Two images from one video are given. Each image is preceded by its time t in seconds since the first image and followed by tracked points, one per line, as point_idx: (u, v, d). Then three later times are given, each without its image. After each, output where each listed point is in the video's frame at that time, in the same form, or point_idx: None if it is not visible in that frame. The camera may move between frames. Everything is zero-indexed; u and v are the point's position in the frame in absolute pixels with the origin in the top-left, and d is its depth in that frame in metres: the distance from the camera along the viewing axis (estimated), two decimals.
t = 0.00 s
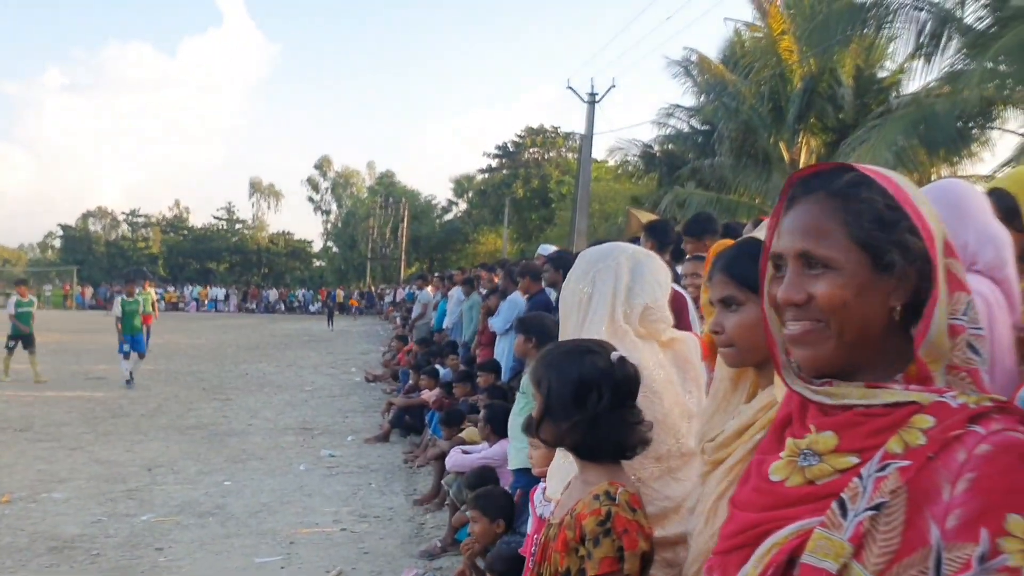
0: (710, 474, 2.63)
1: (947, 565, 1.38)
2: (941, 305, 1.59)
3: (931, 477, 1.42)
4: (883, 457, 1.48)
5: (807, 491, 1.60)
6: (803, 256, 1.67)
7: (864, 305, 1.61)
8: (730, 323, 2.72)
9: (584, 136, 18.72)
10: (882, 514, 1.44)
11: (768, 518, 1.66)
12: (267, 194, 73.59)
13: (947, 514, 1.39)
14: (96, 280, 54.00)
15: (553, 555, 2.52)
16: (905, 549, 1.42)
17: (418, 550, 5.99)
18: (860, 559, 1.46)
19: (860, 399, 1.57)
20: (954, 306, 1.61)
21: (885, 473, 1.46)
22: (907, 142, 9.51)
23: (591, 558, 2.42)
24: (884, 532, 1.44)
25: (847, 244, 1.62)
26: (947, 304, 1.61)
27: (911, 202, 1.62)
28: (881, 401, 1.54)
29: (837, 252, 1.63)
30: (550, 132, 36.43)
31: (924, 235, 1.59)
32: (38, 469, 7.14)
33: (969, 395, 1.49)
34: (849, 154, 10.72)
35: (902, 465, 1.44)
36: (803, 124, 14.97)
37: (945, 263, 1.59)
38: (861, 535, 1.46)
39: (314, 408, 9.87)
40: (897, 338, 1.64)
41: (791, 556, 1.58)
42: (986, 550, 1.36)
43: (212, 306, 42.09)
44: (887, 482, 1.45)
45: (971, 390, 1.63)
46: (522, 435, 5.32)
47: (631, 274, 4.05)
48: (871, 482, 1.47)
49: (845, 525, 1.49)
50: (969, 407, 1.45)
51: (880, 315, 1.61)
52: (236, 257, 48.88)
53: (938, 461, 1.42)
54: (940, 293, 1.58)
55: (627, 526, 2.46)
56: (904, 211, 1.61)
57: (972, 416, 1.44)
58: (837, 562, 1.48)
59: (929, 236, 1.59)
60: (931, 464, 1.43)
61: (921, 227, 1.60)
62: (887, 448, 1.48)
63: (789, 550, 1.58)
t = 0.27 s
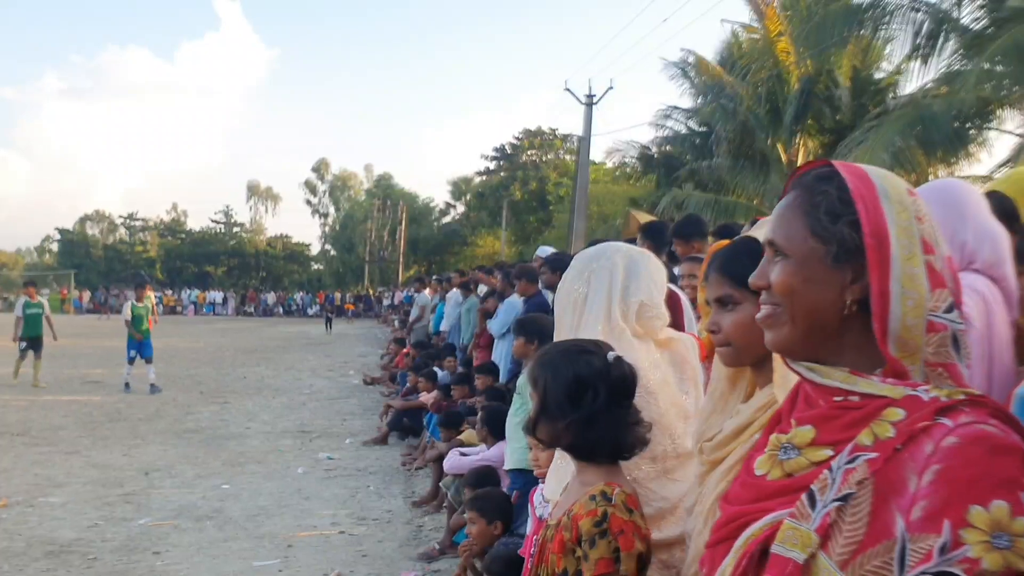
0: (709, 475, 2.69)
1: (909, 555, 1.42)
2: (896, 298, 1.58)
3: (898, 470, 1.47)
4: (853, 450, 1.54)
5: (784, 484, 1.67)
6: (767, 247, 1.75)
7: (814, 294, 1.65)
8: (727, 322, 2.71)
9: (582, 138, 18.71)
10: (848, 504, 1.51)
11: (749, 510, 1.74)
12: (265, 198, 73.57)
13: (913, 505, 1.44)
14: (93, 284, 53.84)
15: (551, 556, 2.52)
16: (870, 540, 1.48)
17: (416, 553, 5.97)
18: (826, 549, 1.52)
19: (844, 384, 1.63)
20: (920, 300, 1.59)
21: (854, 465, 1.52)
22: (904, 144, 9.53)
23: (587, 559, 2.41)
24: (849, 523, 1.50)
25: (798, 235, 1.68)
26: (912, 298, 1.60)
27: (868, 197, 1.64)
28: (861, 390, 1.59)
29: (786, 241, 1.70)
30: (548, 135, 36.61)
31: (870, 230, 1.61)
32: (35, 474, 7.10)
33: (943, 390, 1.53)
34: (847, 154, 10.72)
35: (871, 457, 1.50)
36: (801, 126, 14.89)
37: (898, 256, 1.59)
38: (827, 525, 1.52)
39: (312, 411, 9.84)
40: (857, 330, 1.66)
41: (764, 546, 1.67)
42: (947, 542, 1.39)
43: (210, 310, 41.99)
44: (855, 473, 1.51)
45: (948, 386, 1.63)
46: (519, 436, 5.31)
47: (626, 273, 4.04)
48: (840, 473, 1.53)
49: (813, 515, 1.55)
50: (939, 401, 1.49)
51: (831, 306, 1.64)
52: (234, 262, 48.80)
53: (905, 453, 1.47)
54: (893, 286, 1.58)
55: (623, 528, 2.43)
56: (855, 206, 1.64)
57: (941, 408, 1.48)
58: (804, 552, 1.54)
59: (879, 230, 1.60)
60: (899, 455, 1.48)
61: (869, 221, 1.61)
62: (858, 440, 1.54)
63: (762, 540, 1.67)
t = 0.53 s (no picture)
0: (707, 472, 2.65)
1: (886, 544, 1.42)
2: (881, 288, 1.57)
3: (876, 458, 1.46)
4: (835, 438, 1.53)
5: (770, 473, 1.67)
6: (762, 236, 1.74)
7: (804, 283, 1.63)
8: (723, 317, 2.67)
9: (581, 137, 18.72)
10: (828, 492, 1.50)
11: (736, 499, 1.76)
12: (266, 199, 73.63)
13: (891, 493, 1.43)
14: (93, 285, 53.84)
15: (551, 552, 2.52)
16: (847, 528, 1.48)
17: (415, 552, 5.96)
18: (805, 537, 1.52)
19: (832, 372, 1.62)
20: (907, 290, 1.57)
21: (834, 453, 1.51)
22: (902, 141, 9.54)
23: (587, 557, 2.39)
24: (829, 510, 1.50)
25: (788, 224, 1.67)
26: (898, 288, 1.57)
27: (859, 187, 1.62)
28: (847, 380, 1.58)
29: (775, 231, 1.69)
30: (547, 135, 36.74)
31: (857, 219, 1.59)
32: (32, 474, 7.09)
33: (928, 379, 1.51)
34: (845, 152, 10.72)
35: (850, 445, 1.49)
36: (799, 124, 14.81)
37: (886, 247, 1.57)
38: (807, 514, 1.52)
39: (311, 411, 9.84)
40: (847, 321, 1.63)
41: (746, 535, 1.69)
42: (922, 529, 1.38)
43: (211, 311, 41.99)
44: (835, 462, 1.50)
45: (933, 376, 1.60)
46: (517, 434, 5.30)
47: (624, 268, 4.03)
48: (821, 462, 1.53)
49: (793, 504, 1.55)
50: (922, 389, 1.47)
51: (816, 296, 1.63)
52: (234, 262, 48.81)
53: (885, 441, 1.46)
54: (880, 276, 1.57)
55: (622, 525, 2.42)
56: (844, 195, 1.62)
57: (922, 397, 1.46)
58: (783, 540, 1.55)
59: (868, 219, 1.58)
60: (879, 444, 1.47)
61: (858, 210, 1.60)
62: (840, 429, 1.53)
63: (745, 528, 1.69)
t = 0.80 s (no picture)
0: (705, 473, 2.68)
1: (884, 541, 1.45)
2: (882, 288, 1.63)
3: (875, 458, 1.49)
4: (833, 437, 1.56)
5: (769, 472, 1.67)
6: (760, 238, 1.79)
7: (805, 284, 1.68)
8: (718, 318, 2.76)
9: (580, 137, 18.82)
10: (826, 491, 1.53)
11: (732, 498, 1.75)
12: (268, 201, 73.87)
13: (889, 492, 1.46)
14: (97, 287, 54.04)
15: (553, 553, 2.58)
16: (845, 525, 1.50)
17: (418, 550, 6.04)
18: (803, 534, 1.54)
19: (831, 372, 1.66)
20: (905, 291, 1.63)
21: (833, 451, 1.54)
22: (897, 139, 9.65)
23: (588, 556, 2.45)
24: (827, 508, 1.52)
25: (790, 226, 1.72)
26: (897, 289, 1.64)
27: (858, 188, 1.68)
28: (846, 379, 1.63)
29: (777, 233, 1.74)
30: (546, 135, 36.95)
31: (858, 220, 1.65)
32: (40, 477, 7.17)
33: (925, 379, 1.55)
34: (841, 151, 10.82)
35: (848, 444, 1.52)
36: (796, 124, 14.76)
37: (885, 248, 1.63)
38: (805, 510, 1.54)
39: (315, 411, 9.93)
40: (845, 322, 1.69)
41: (744, 533, 1.70)
42: (921, 527, 1.42)
43: (214, 313, 42.15)
44: (833, 460, 1.53)
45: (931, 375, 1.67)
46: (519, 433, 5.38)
47: (622, 269, 4.11)
48: (819, 460, 1.56)
49: (792, 500, 1.57)
50: (919, 389, 1.51)
51: (816, 298, 1.68)
52: (237, 264, 48.98)
53: (883, 440, 1.50)
54: (880, 277, 1.63)
55: (621, 523, 2.48)
56: (844, 196, 1.68)
57: (920, 396, 1.50)
58: (782, 537, 1.56)
59: (868, 221, 1.65)
60: (877, 443, 1.50)
61: (858, 212, 1.66)
62: (837, 428, 1.56)
63: (742, 527, 1.70)
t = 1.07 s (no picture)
0: (716, 471, 2.71)
1: (909, 539, 1.40)
2: (900, 282, 1.60)
3: (897, 454, 1.45)
4: (853, 434, 1.53)
5: (785, 467, 1.66)
6: (774, 236, 1.78)
7: (821, 281, 1.67)
8: (727, 315, 2.78)
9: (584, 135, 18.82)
10: (848, 488, 1.49)
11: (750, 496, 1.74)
12: (275, 207, 74.17)
13: (913, 488, 1.41)
14: (108, 297, 54.30)
15: (545, 551, 2.56)
16: (868, 523, 1.46)
17: (432, 552, 6.03)
18: (826, 532, 1.50)
19: (849, 368, 1.64)
20: (924, 283, 1.61)
21: (854, 449, 1.51)
22: (902, 129, 9.62)
23: (566, 552, 2.42)
24: (850, 506, 1.48)
25: (804, 222, 1.70)
26: (915, 282, 1.61)
27: (873, 182, 1.66)
28: (865, 374, 1.60)
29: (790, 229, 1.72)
30: (549, 134, 37.00)
31: (874, 214, 1.63)
32: (53, 488, 7.19)
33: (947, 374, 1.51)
34: (845, 141, 10.79)
35: (869, 441, 1.49)
36: (799, 116, 14.82)
37: (902, 240, 1.61)
38: (827, 508, 1.50)
39: (326, 415, 9.94)
40: (861, 317, 1.67)
41: (763, 530, 1.66)
42: (948, 525, 1.35)
43: (224, 320, 42.32)
44: (854, 457, 1.49)
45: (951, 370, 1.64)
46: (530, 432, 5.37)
47: (630, 264, 4.12)
48: (840, 457, 1.52)
49: (813, 498, 1.54)
50: (941, 385, 1.48)
51: (831, 294, 1.67)
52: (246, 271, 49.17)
53: (905, 436, 1.46)
54: (897, 270, 1.60)
55: (596, 518, 2.43)
56: (858, 191, 1.66)
57: (942, 391, 1.46)
58: (803, 535, 1.52)
59: (883, 214, 1.63)
60: (899, 439, 1.46)
61: (874, 206, 1.64)
62: (858, 425, 1.53)
63: (761, 524, 1.67)
